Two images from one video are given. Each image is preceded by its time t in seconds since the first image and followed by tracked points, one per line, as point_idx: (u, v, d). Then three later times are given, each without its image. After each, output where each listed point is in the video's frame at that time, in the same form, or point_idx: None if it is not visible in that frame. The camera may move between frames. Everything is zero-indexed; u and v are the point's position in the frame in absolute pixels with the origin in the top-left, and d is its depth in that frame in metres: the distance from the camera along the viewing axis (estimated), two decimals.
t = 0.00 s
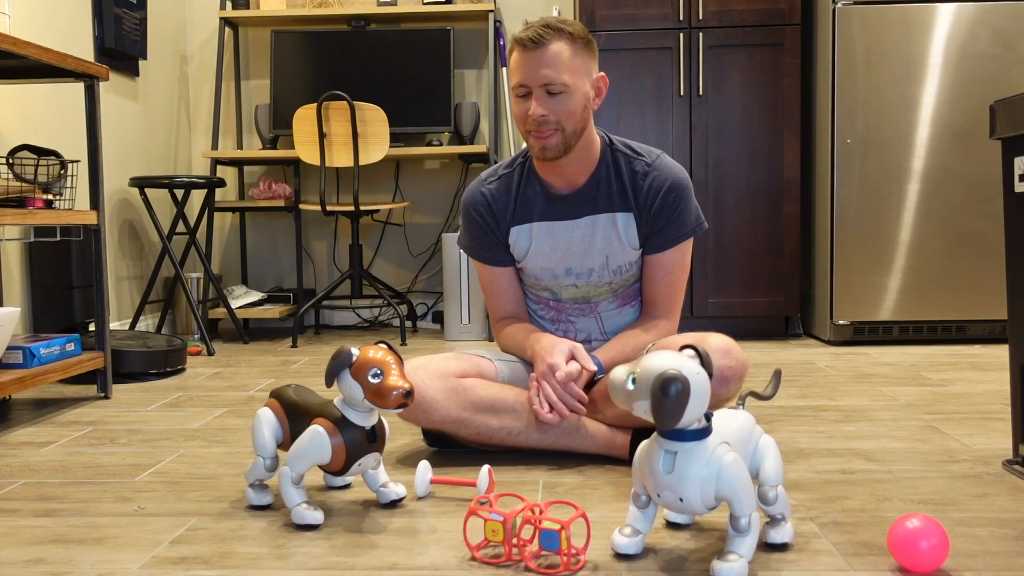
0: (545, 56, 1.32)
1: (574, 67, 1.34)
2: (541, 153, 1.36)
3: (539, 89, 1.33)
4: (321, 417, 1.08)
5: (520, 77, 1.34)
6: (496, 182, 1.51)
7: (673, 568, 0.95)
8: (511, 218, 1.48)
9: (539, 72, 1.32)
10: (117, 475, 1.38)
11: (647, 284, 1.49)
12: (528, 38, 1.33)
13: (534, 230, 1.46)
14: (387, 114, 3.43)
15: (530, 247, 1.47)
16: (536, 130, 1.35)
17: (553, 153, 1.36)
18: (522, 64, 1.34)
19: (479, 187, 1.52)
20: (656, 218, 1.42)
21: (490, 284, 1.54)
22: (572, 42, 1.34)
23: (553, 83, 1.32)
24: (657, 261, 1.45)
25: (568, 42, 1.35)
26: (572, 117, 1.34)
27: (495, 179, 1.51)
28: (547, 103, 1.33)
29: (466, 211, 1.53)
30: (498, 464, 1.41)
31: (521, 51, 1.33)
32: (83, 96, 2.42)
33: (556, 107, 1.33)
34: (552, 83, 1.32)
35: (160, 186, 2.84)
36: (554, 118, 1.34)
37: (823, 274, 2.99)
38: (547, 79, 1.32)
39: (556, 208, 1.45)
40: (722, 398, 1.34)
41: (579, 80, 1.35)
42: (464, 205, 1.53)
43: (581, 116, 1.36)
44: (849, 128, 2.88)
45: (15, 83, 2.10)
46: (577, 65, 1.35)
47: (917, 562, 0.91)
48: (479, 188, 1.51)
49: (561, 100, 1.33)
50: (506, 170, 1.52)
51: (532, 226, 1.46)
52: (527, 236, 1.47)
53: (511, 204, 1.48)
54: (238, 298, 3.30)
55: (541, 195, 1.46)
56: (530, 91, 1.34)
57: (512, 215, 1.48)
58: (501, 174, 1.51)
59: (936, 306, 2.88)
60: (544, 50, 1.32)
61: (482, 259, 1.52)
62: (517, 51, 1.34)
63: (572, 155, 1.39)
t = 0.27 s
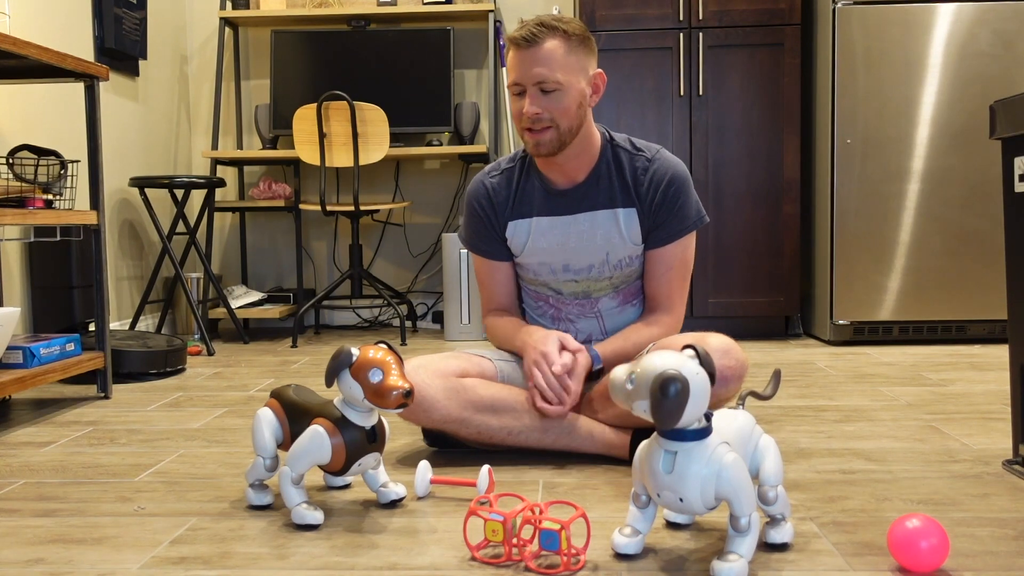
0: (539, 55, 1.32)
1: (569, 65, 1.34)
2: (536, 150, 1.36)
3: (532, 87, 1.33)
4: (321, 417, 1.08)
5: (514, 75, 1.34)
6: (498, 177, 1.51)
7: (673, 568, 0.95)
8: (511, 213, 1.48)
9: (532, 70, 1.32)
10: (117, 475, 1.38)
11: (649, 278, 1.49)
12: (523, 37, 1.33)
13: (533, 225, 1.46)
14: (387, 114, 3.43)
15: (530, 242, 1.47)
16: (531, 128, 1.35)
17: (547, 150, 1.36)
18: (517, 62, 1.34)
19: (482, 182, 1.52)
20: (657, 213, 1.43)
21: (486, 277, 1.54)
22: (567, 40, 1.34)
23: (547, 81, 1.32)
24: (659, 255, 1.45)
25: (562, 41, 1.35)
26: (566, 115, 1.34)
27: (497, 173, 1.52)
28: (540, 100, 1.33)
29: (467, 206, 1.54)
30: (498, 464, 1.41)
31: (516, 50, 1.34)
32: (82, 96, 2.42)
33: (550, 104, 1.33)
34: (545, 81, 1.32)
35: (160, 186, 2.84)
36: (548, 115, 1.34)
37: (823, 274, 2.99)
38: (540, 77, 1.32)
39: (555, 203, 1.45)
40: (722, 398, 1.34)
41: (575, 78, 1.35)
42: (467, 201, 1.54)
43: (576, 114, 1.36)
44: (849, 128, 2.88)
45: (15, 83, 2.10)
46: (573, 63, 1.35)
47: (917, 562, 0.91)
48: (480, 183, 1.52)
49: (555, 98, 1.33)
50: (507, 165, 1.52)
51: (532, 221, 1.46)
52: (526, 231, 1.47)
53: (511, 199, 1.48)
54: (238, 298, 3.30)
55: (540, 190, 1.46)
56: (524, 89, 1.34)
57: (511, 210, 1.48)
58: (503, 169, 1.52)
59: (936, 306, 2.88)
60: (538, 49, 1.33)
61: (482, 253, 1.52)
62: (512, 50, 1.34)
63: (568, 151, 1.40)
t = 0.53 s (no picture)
0: (534, 63, 1.32)
1: (565, 74, 1.34)
2: (531, 159, 1.36)
3: (527, 96, 1.33)
4: (321, 417, 1.08)
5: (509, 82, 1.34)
6: (495, 179, 1.51)
7: (673, 568, 0.95)
8: (508, 217, 1.48)
9: (527, 79, 1.32)
10: (117, 475, 1.38)
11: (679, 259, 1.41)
12: (518, 45, 1.33)
13: (532, 228, 1.46)
14: (387, 114, 3.43)
15: (528, 245, 1.47)
16: (526, 137, 1.35)
17: (541, 159, 1.36)
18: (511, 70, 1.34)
19: (478, 184, 1.52)
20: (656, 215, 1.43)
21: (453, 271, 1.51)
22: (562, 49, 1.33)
23: (542, 90, 1.32)
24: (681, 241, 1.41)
25: (558, 49, 1.34)
26: (561, 124, 1.34)
27: (494, 176, 1.52)
28: (535, 109, 1.33)
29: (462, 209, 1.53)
30: (498, 464, 1.41)
31: (510, 58, 1.34)
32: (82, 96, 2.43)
33: (545, 113, 1.33)
34: (540, 90, 1.32)
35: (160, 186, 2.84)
36: (542, 125, 1.33)
37: (823, 274, 2.99)
38: (535, 86, 1.32)
39: (553, 206, 1.45)
40: (722, 398, 1.34)
41: (570, 87, 1.35)
42: (461, 203, 1.52)
43: (572, 122, 1.36)
44: (849, 128, 2.88)
45: (15, 83, 2.10)
46: (568, 72, 1.34)
47: (917, 561, 0.91)
48: (476, 187, 1.52)
49: (550, 106, 1.33)
50: (504, 168, 1.52)
51: (530, 223, 1.47)
52: (523, 235, 1.47)
53: (508, 202, 1.48)
54: (238, 298, 3.30)
55: (538, 193, 1.46)
56: (518, 97, 1.34)
57: (508, 214, 1.48)
58: (500, 172, 1.52)
59: (936, 306, 2.88)
60: (534, 57, 1.32)
61: (478, 257, 1.51)
62: (508, 57, 1.34)
63: (563, 160, 1.40)
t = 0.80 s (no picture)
0: (533, 65, 1.31)
1: (565, 75, 1.33)
2: (531, 161, 1.36)
3: (528, 98, 1.32)
4: (321, 417, 1.08)
5: (508, 83, 1.33)
6: (490, 182, 1.52)
7: (673, 568, 0.95)
8: (503, 222, 1.48)
9: (528, 81, 1.31)
10: (117, 475, 1.38)
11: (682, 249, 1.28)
12: (517, 46, 1.31)
13: (527, 233, 1.47)
14: (387, 114, 3.43)
15: (524, 251, 1.47)
16: (527, 138, 1.34)
17: (542, 163, 1.36)
18: (510, 71, 1.32)
19: (474, 188, 1.53)
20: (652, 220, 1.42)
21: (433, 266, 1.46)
22: (563, 50, 1.32)
23: (542, 92, 1.31)
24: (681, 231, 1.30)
25: (558, 50, 1.33)
26: (561, 127, 1.34)
27: (490, 179, 1.52)
28: (536, 111, 1.33)
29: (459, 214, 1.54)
30: (498, 464, 1.41)
31: (509, 59, 1.32)
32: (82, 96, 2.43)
33: (545, 115, 1.33)
34: (541, 91, 1.31)
35: (160, 186, 2.84)
36: (543, 127, 1.33)
37: (823, 274, 2.99)
38: (536, 88, 1.31)
39: (549, 211, 1.45)
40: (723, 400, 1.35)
41: (569, 88, 1.34)
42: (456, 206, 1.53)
43: (571, 125, 1.35)
44: (849, 128, 2.88)
45: (15, 83, 2.10)
46: (568, 73, 1.33)
47: (916, 561, 0.91)
48: (473, 190, 1.52)
49: (550, 108, 1.33)
50: (500, 172, 1.53)
51: (525, 228, 1.47)
52: (519, 240, 1.47)
53: (502, 206, 1.49)
54: (238, 298, 3.30)
55: (534, 198, 1.47)
56: (519, 98, 1.33)
57: (503, 218, 1.48)
58: (496, 176, 1.52)
59: (936, 306, 2.88)
60: (533, 58, 1.31)
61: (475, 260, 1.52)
62: (506, 58, 1.33)
63: (563, 162, 1.40)
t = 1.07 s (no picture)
0: (547, 62, 1.32)
1: (575, 75, 1.35)
2: (541, 161, 1.35)
3: (541, 94, 1.33)
4: (321, 417, 1.08)
5: (519, 81, 1.33)
6: (485, 187, 1.51)
7: (673, 568, 0.95)
8: (498, 227, 1.48)
9: (541, 77, 1.32)
10: (116, 475, 1.38)
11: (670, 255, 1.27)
12: (529, 44, 1.33)
13: (521, 237, 1.46)
14: (387, 114, 3.43)
15: (519, 256, 1.47)
16: (538, 136, 1.34)
17: (554, 163, 1.36)
18: (521, 69, 1.33)
19: (468, 192, 1.52)
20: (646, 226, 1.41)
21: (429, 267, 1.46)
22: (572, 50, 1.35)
23: (557, 89, 1.33)
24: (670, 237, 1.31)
25: (567, 50, 1.36)
26: (573, 124, 1.35)
27: (485, 183, 1.52)
28: (550, 108, 1.33)
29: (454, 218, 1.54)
30: (498, 464, 1.41)
31: (521, 57, 1.33)
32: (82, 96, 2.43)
33: (559, 112, 1.34)
34: (555, 87, 1.32)
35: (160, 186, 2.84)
36: (557, 123, 1.33)
37: (823, 275, 2.99)
38: (551, 84, 1.32)
39: (544, 216, 1.45)
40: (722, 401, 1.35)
41: (579, 88, 1.36)
42: (450, 209, 1.53)
43: (580, 124, 1.37)
44: (849, 128, 2.88)
45: (15, 83, 2.10)
46: (578, 73, 1.36)
47: (916, 562, 0.91)
48: (468, 194, 1.52)
49: (561, 105, 1.34)
50: (494, 176, 1.52)
51: (519, 232, 1.47)
52: (514, 245, 1.47)
53: (497, 210, 1.48)
54: (238, 297, 3.30)
55: (529, 203, 1.46)
56: (531, 95, 1.33)
57: (498, 224, 1.48)
58: (490, 180, 1.52)
59: (936, 306, 2.88)
60: (547, 56, 1.32)
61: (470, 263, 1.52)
62: (516, 57, 1.34)
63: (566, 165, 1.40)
